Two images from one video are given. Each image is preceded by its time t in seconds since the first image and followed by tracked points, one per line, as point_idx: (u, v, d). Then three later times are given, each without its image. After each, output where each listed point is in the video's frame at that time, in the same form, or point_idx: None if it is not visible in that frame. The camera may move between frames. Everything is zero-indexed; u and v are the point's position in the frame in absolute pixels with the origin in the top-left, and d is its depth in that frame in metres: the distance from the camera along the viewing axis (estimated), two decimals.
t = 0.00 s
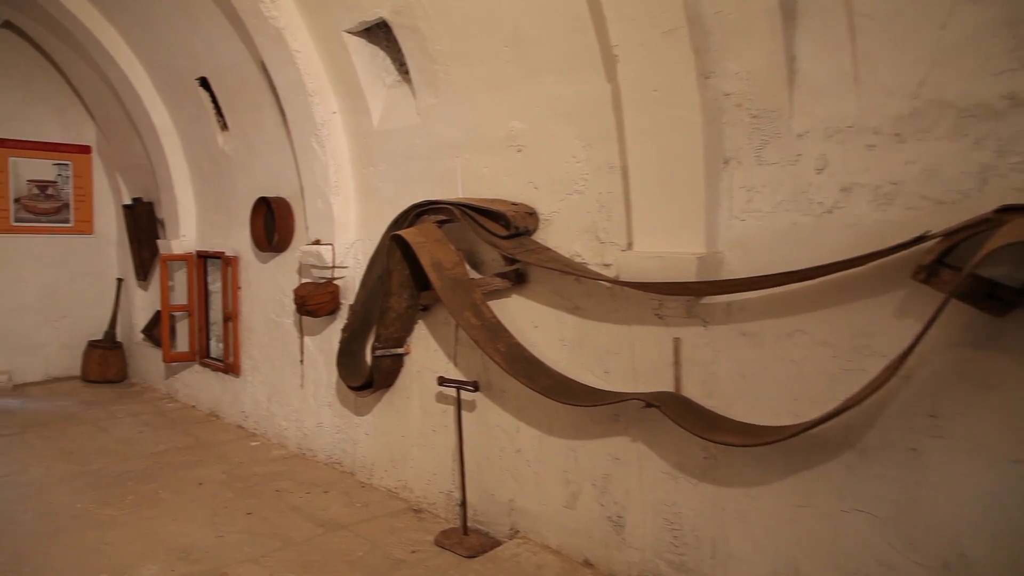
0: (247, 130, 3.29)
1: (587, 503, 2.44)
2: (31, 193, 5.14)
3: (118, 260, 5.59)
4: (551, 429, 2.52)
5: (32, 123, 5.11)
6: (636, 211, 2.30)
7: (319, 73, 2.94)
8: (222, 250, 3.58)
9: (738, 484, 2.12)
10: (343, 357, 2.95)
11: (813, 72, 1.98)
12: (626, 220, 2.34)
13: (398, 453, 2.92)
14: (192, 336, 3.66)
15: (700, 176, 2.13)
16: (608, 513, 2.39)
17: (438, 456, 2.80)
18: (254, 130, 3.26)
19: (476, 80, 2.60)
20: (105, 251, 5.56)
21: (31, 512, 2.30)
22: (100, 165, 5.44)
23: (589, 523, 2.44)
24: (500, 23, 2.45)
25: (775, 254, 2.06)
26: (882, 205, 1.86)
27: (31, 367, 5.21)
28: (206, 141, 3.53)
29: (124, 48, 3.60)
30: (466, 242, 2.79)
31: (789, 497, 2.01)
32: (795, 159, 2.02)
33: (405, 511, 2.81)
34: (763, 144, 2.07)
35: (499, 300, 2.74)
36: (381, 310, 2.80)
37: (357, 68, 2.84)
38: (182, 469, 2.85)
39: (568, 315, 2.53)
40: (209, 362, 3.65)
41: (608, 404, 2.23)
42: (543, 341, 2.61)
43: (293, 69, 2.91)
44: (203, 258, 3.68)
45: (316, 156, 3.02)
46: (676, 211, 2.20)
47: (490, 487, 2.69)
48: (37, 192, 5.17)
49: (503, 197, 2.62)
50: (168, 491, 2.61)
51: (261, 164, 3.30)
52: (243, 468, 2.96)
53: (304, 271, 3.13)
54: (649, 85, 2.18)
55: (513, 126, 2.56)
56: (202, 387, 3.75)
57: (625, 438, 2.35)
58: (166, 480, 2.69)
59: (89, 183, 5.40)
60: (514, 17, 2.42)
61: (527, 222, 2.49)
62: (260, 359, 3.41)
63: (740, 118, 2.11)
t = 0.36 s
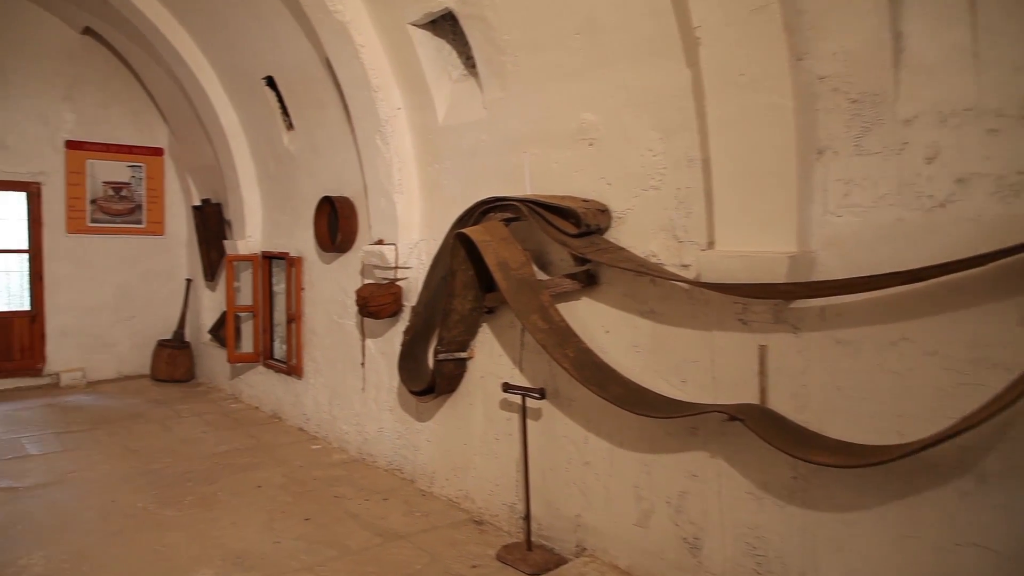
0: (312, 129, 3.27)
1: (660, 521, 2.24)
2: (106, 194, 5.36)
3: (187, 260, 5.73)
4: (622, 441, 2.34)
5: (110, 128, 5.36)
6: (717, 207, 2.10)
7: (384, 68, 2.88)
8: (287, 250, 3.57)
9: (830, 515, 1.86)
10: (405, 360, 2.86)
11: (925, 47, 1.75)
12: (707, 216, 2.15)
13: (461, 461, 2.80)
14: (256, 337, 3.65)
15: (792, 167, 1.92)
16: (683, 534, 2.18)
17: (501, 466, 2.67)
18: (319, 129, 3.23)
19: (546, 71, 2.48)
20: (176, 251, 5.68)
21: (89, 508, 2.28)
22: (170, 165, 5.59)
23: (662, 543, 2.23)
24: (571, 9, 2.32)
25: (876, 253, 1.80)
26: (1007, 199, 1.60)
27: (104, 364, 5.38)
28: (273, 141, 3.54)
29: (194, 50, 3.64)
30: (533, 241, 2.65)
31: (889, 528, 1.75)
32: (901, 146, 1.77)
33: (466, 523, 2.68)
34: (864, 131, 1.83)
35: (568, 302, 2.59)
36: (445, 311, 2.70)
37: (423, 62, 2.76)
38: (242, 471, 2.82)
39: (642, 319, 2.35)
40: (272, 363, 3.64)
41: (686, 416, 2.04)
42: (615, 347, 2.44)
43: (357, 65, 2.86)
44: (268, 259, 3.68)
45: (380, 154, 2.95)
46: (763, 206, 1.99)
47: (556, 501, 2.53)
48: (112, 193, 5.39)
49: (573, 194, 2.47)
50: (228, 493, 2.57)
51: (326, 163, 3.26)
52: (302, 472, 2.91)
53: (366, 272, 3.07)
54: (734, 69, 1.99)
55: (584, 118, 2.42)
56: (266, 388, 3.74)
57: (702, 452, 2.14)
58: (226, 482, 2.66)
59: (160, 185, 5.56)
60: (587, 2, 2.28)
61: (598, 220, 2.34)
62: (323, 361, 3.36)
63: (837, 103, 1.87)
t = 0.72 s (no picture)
0: (377, 127, 3.21)
1: (740, 546, 2.01)
2: (182, 195, 5.52)
3: (259, 259, 5.85)
4: (698, 456, 2.12)
5: (185, 130, 5.51)
6: (808, 196, 1.84)
7: (448, 59, 2.77)
8: (353, 250, 3.54)
9: (942, 549, 1.59)
10: (469, 364, 2.74)
11: None
12: (796, 208, 1.90)
13: (526, 471, 2.66)
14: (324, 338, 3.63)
15: (898, 150, 1.65)
16: (768, 563, 1.94)
17: (568, 478, 2.50)
18: (384, 125, 3.17)
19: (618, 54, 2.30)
20: (247, 250, 5.81)
21: (151, 509, 2.27)
22: (243, 165, 5.70)
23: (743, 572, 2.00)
24: None
25: (1001, 248, 1.52)
26: None
27: (181, 363, 5.53)
28: (340, 140, 3.51)
29: (263, 50, 3.66)
30: (603, 239, 2.46)
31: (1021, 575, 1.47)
32: None
33: (531, 537, 2.53)
34: (986, 106, 1.55)
35: (640, 303, 2.38)
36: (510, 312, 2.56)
37: (488, 51, 2.64)
38: (305, 474, 2.78)
39: (721, 323, 2.12)
40: (339, 364, 3.60)
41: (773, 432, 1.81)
42: (690, 354, 2.21)
43: (420, 57, 2.77)
44: (335, 259, 3.65)
45: (444, 148, 2.85)
46: (863, 194, 1.72)
47: (627, 518, 2.33)
48: (187, 194, 5.55)
49: (646, 186, 2.28)
50: (288, 498, 2.52)
51: (392, 160, 3.20)
52: (365, 477, 2.84)
53: (431, 271, 2.97)
54: (829, 40, 1.75)
55: (659, 104, 2.22)
56: (333, 390, 3.71)
57: (790, 472, 1.90)
58: (288, 486, 2.62)
59: (233, 185, 5.68)
60: None
61: (674, 214, 2.13)
62: (388, 363, 3.30)
63: (952, 76, 1.59)
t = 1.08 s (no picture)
0: (443, 123, 3.12)
1: None
2: (255, 196, 5.55)
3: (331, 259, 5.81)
4: (784, 477, 1.87)
5: (257, 132, 5.54)
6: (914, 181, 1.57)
7: (513, 48, 2.64)
8: (421, 250, 3.47)
9: None
10: (535, 369, 2.59)
11: None
12: (899, 195, 1.62)
13: (597, 485, 2.48)
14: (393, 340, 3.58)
15: None
16: None
17: (641, 495, 2.31)
18: (450, 122, 3.08)
19: (693, 32, 2.09)
20: (319, 251, 5.79)
21: (211, 515, 2.26)
22: (315, 166, 5.70)
23: None
24: None
25: None
26: None
27: (256, 363, 5.59)
28: (408, 138, 3.45)
29: (331, 50, 3.64)
30: (680, 235, 2.25)
31: None
32: None
33: (602, 556, 2.36)
34: None
35: (718, 306, 2.15)
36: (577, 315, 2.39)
37: (553, 37, 2.49)
38: (369, 481, 2.73)
39: (811, 329, 1.87)
40: (408, 367, 3.54)
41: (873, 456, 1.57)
42: (775, 363, 1.97)
43: (484, 47, 2.65)
44: (404, 259, 3.59)
45: (509, 142, 2.72)
46: (986, 179, 1.45)
47: (704, 535, 2.10)
48: (259, 195, 5.57)
49: (725, 177, 2.05)
50: (350, 507, 2.47)
51: (458, 157, 3.10)
52: (429, 486, 2.75)
53: (498, 272, 2.85)
54: None
55: (739, 85, 1.99)
56: (403, 393, 3.66)
57: (891, 500, 1.62)
58: (351, 494, 2.57)
59: (305, 186, 5.68)
60: None
61: (756, 207, 1.90)
62: (455, 367, 3.20)
63: None
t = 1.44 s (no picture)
0: (506, 118, 2.99)
1: None
2: (322, 198, 5.42)
3: (399, 264, 5.66)
4: (880, 509, 1.61)
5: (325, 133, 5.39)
6: None
7: (575, 33, 2.47)
8: (485, 251, 3.35)
9: None
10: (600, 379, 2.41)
11: None
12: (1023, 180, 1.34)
13: (667, 505, 2.28)
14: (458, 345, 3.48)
15: None
16: None
17: (715, 519, 2.09)
18: (513, 116, 2.94)
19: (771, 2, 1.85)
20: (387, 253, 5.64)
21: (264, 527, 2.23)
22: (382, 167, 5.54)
23: None
24: None
25: None
26: None
27: (324, 366, 5.48)
28: (472, 135, 3.34)
29: (395, 50, 3.59)
30: (758, 231, 2.02)
31: None
32: None
33: None
34: None
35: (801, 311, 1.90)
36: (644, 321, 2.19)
37: (617, 19, 2.30)
38: (429, 492, 2.65)
39: (913, 338, 1.60)
40: (473, 372, 3.43)
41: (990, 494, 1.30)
42: (868, 377, 1.71)
43: (543, 33, 2.49)
44: (469, 260, 3.49)
45: (572, 134, 2.55)
46: None
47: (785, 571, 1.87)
48: (327, 198, 5.44)
49: (809, 164, 1.81)
50: (406, 521, 2.37)
51: (522, 153, 2.96)
52: (490, 499, 2.63)
53: (562, 273, 2.69)
54: None
55: (824, 59, 1.74)
56: (468, 398, 3.56)
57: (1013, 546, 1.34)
58: (409, 508, 2.49)
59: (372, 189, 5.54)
60: None
61: (846, 196, 1.64)
62: (520, 373, 3.07)
63: None
